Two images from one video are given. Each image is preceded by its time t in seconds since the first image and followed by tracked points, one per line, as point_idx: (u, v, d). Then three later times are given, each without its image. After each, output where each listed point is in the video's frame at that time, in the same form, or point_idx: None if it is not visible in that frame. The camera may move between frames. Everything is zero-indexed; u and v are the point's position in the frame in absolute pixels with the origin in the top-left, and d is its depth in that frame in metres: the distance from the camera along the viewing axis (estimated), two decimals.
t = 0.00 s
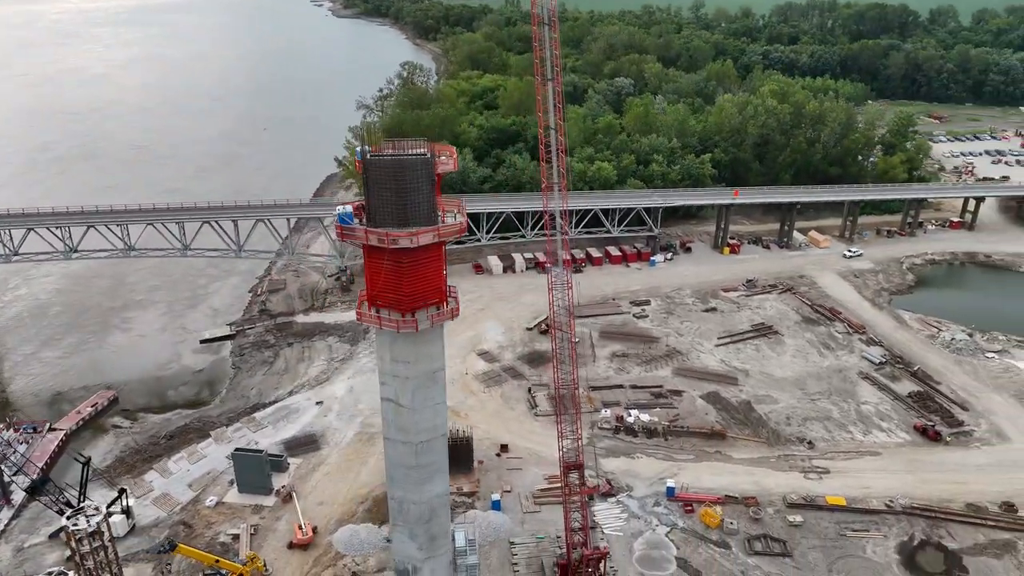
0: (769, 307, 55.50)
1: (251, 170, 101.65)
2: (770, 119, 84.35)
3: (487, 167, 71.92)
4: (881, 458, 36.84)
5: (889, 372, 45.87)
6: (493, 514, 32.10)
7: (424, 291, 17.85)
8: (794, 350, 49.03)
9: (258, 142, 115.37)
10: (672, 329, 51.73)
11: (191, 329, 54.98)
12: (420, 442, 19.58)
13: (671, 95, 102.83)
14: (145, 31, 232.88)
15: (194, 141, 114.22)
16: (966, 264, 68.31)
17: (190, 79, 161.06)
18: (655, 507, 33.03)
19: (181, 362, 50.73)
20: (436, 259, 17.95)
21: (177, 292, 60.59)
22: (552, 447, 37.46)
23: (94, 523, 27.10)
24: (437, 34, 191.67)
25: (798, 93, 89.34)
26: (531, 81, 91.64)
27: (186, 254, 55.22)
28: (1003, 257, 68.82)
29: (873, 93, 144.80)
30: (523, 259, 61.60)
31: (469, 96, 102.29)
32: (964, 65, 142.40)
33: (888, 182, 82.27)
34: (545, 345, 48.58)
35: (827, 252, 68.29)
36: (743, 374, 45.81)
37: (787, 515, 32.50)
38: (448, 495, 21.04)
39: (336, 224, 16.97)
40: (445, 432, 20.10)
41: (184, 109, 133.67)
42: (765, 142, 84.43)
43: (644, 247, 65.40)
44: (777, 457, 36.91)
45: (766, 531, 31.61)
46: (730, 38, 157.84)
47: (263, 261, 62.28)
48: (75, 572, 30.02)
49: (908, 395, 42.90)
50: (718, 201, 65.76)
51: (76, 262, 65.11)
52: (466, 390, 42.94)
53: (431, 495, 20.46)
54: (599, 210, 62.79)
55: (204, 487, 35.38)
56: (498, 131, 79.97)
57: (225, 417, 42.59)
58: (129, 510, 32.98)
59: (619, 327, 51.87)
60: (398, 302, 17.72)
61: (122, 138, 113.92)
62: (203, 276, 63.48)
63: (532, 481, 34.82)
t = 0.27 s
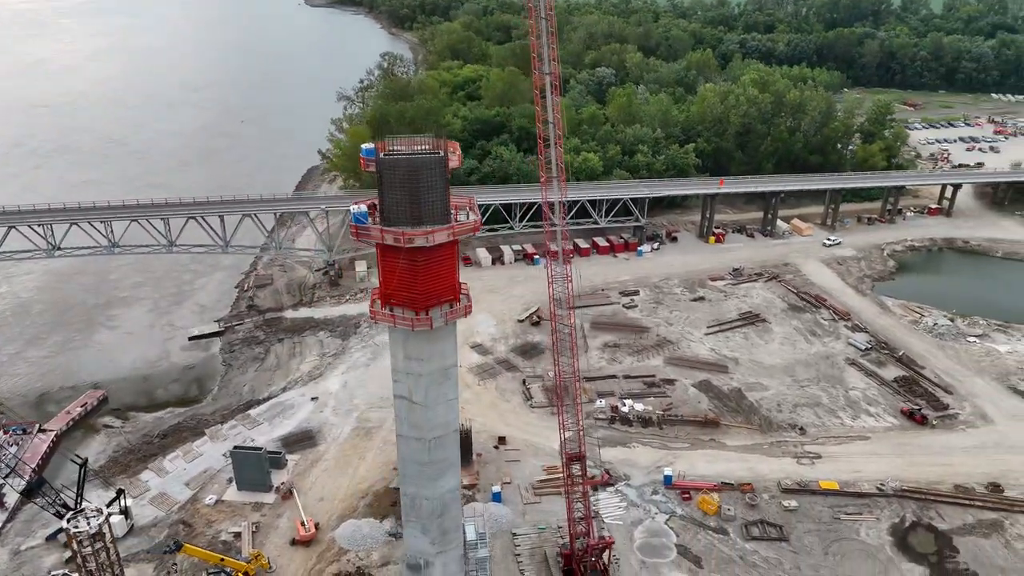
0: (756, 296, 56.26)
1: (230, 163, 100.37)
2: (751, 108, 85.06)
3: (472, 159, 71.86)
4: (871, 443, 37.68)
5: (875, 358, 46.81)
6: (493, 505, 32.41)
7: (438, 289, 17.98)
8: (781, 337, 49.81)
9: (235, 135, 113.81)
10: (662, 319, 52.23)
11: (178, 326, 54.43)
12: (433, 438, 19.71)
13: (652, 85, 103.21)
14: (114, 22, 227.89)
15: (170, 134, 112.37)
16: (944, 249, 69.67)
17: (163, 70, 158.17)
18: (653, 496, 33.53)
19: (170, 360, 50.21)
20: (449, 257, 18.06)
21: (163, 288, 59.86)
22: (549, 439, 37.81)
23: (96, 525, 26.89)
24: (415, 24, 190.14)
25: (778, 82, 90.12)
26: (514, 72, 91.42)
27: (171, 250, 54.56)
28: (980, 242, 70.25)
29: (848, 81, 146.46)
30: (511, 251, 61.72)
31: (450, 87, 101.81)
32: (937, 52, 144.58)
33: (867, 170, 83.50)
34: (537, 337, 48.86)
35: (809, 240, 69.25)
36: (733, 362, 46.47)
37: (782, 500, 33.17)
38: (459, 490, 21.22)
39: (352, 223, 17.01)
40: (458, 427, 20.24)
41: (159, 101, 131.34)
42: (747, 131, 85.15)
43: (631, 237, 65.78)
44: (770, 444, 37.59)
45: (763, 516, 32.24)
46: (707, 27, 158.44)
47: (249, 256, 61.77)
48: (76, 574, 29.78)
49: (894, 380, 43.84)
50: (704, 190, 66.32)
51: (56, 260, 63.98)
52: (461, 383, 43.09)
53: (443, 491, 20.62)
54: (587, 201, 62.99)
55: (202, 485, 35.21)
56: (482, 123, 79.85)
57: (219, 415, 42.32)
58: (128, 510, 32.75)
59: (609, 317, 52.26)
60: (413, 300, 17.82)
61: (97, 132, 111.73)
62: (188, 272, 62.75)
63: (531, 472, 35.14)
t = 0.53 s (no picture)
0: (743, 284, 57.00)
1: (208, 156, 98.99)
2: (733, 97, 85.77)
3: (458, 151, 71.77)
4: (860, 427, 38.55)
5: (860, 344, 47.75)
6: (494, 498, 32.67)
7: (451, 287, 18.10)
8: (769, 325, 50.60)
9: (211, 127, 112.14)
10: (651, 309, 52.73)
11: (165, 324, 53.84)
12: (445, 434, 19.86)
13: (632, 75, 103.49)
14: (80, 12, 222.72)
15: (144, 127, 110.39)
16: (922, 236, 71.02)
17: (134, 61, 155.07)
18: (651, 484, 34.02)
19: (159, 358, 49.68)
20: (461, 255, 18.19)
21: (147, 285, 59.13)
22: (546, 430, 38.17)
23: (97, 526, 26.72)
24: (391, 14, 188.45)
25: (758, 71, 90.84)
26: (496, 63, 91.08)
27: (157, 247, 53.91)
28: (958, 228, 71.69)
29: (823, 69, 147.98)
30: (499, 243, 61.83)
31: (431, 77, 101.21)
32: (910, 41, 146.64)
33: (847, 158, 84.69)
34: (529, 328, 49.17)
35: (792, 228, 70.21)
36: (723, 350, 47.13)
37: (777, 486, 33.85)
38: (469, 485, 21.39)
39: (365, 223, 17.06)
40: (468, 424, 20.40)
41: (131, 94, 128.84)
42: (728, 120, 85.79)
43: (617, 228, 66.21)
44: (763, 431, 38.29)
45: (758, 502, 32.89)
46: (684, 15, 158.94)
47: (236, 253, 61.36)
48: None
49: (880, 365, 44.79)
50: (689, 180, 66.88)
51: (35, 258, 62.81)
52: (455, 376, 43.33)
53: (454, 486, 20.78)
54: (575, 193, 63.24)
55: (200, 485, 35.05)
56: (466, 114, 79.67)
57: (212, 413, 42.04)
58: (125, 511, 32.53)
59: (600, 308, 52.62)
60: (427, 298, 17.91)
61: (69, 126, 109.35)
62: (172, 270, 62.03)
63: (529, 464, 35.45)
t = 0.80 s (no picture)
0: (728, 273, 57.74)
1: (185, 150, 97.51)
2: (714, 86, 86.43)
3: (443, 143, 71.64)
4: (848, 412, 39.41)
5: (845, 330, 48.68)
6: (494, 489, 32.95)
7: (464, 284, 18.21)
8: (756, 312, 51.36)
9: (187, 120, 110.37)
10: (640, 299, 53.22)
11: (151, 322, 53.18)
12: (457, 428, 20.00)
13: (613, 65, 103.74)
14: (45, 3, 217.22)
15: (118, 121, 108.31)
16: (901, 223, 72.30)
17: (104, 53, 151.79)
18: (648, 473, 34.52)
19: (146, 357, 49.10)
20: (474, 252, 18.30)
21: (130, 282, 58.32)
22: (542, 422, 38.52)
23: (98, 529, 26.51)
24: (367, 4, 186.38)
25: (738, 60, 91.42)
26: (477, 54, 90.63)
27: (141, 244, 53.19)
28: (935, 215, 73.13)
29: (799, 57, 149.27)
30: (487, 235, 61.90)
31: (412, 68, 100.51)
32: (883, 28, 148.31)
33: (826, 146, 85.78)
34: (520, 319, 49.41)
35: (774, 217, 71.13)
36: (712, 338, 47.81)
37: (771, 471, 34.55)
38: (479, 479, 21.56)
39: (380, 221, 17.13)
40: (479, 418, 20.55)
41: (103, 87, 126.22)
42: (709, 110, 86.37)
43: (603, 218, 66.57)
44: (755, 417, 39.00)
45: (753, 488, 33.56)
46: (660, 3, 159.14)
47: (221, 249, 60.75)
48: None
49: (866, 351, 45.75)
50: (674, 170, 67.42)
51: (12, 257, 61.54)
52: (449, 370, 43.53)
53: (465, 480, 20.95)
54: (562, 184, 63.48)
55: (197, 484, 34.87)
56: (449, 106, 79.45)
57: (205, 411, 41.73)
58: (122, 512, 32.28)
59: (589, 299, 52.97)
60: (441, 295, 17.99)
61: (39, 121, 106.93)
62: (155, 267, 61.20)
63: (527, 455, 35.77)
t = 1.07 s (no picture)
0: (714, 261, 58.44)
1: (162, 144, 95.91)
2: (694, 75, 87.03)
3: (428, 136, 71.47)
4: (837, 397, 40.28)
5: (830, 316, 49.58)
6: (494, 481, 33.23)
7: (477, 282, 18.36)
8: (743, 300, 52.10)
9: (162, 113, 108.47)
10: (629, 288, 53.70)
11: (137, 320, 52.51)
12: (469, 423, 20.19)
13: (592, 54, 103.85)
14: None
15: (90, 115, 106.12)
16: (880, 209, 73.59)
17: (72, 47, 148.43)
18: (645, 461, 35.01)
19: (134, 355, 48.52)
20: (485, 250, 18.43)
21: (113, 280, 57.47)
22: (538, 413, 38.86)
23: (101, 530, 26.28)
24: None
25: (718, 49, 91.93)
26: (458, 45, 90.18)
27: (125, 242, 52.44)
28: (912, 200, 74.53)
29: (774, 46, 150.48)
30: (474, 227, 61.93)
31: (391, 59, 99.68)
32: (857, 16, 149.87)
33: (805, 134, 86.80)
34: (512, 311, 49.62)
35: (756, 205, 71.99)
36: (701, 327, 48.46)
37: (765, 456, 35.25)
38: (489, 474, 21.78)
39: (395, 221, 17.21)
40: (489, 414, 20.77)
41: (73, 81, 123.49)
42: (690, 99, 86.89)
43: (589, 209, 66.90)
44: (746, 404, 39.72)
45: (748, 473, 34.24)
46: None
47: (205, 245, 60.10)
48: None
49: (851, 336, 46.69)
50: (659, 160, 67.91)
51: None
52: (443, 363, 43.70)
53: (476, 474, 21.15)
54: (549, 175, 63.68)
55: (195, 483, 34.70)
56: (432, 97, 79.14)
57: (198, 409, 41.43)
58: (121, 513, 32.02)
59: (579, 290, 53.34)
60: (455, 292, 18.12)
61: (9, 116, 104.44)
62: (138, 264, 60.35)
63: (525, 446, 36.09)
